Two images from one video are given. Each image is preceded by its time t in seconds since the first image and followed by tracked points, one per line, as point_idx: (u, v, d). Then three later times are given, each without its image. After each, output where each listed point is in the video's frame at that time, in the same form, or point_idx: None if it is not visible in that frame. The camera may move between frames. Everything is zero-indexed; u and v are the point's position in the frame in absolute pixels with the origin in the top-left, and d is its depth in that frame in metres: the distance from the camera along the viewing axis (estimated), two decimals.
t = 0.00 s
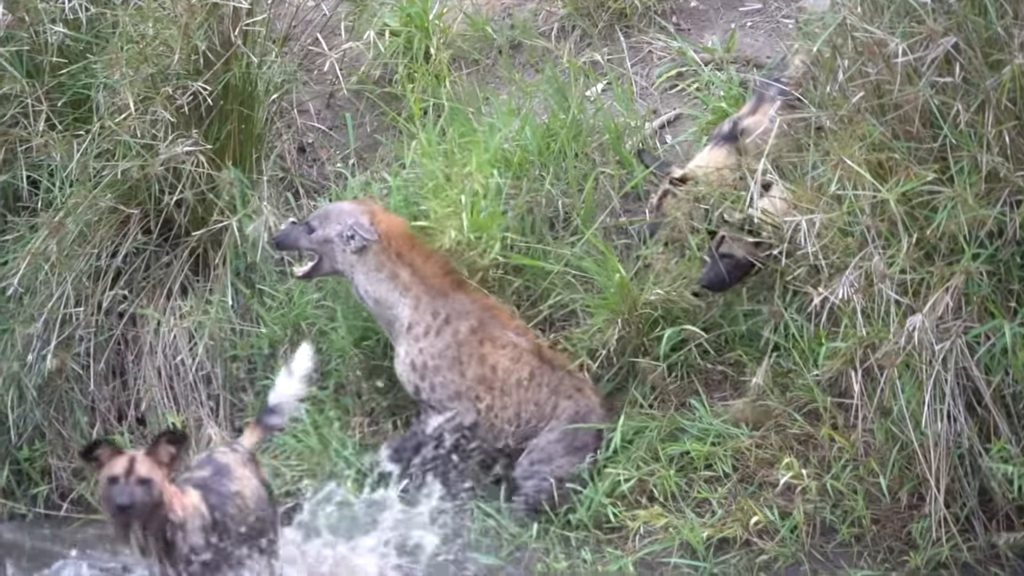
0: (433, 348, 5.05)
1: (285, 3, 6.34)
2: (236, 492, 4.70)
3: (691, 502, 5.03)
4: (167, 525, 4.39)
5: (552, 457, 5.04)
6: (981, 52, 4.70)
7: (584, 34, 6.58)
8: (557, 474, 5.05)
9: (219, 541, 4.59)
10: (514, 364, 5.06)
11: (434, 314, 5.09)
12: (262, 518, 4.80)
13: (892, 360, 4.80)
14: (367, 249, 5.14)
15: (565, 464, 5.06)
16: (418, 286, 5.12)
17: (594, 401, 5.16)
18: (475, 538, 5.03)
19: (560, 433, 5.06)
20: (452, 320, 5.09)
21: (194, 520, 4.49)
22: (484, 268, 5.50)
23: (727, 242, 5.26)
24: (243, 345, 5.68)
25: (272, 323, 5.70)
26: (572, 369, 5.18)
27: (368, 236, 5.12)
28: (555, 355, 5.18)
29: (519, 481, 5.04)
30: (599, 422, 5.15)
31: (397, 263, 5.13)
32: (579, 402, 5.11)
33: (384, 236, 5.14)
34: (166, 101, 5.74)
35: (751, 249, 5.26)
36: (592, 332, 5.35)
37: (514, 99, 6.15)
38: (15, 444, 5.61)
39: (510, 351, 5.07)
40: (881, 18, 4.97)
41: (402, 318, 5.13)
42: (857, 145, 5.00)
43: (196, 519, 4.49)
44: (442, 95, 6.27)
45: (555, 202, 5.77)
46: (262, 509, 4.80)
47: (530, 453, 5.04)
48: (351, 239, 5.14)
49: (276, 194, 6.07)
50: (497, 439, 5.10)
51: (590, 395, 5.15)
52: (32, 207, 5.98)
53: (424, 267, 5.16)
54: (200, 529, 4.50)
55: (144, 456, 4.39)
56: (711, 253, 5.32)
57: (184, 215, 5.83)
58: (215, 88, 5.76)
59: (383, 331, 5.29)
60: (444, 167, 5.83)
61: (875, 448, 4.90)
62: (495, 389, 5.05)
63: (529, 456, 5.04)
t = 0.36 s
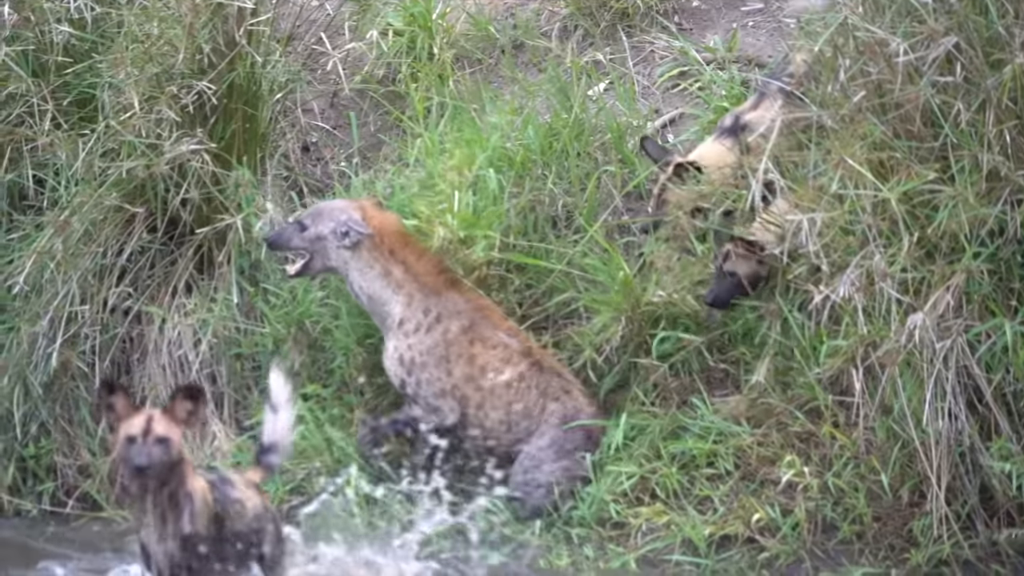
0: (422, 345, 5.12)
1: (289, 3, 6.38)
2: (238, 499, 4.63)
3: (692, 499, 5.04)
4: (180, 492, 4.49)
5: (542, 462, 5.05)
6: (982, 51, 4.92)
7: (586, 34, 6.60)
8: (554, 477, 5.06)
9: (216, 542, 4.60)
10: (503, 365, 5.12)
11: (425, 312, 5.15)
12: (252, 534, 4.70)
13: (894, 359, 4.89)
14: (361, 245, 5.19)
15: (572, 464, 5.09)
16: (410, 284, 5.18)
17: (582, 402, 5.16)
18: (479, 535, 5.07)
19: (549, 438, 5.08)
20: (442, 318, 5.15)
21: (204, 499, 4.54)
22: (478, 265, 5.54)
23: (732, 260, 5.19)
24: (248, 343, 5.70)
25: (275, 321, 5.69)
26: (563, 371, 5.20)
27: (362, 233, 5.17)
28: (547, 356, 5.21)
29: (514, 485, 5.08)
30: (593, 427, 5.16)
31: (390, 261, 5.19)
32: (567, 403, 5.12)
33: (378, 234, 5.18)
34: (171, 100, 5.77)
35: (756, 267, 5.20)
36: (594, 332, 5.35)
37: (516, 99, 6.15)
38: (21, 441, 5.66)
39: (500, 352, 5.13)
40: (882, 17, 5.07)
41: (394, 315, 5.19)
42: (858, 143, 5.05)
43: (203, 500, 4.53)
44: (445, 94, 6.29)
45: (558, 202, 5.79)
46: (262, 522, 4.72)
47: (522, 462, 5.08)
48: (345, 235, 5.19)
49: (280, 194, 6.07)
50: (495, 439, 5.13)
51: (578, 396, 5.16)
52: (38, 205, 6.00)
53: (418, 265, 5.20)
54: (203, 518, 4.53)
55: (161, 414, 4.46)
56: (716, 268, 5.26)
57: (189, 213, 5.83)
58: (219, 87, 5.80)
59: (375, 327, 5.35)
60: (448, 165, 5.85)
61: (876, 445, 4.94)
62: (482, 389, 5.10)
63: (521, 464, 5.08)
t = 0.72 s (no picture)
0: (413, 342, 5.22)
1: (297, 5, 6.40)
2: (243, 519, 4.92)
3: (698, 498, 5.09)
4: (192, 489, 4.79)
5: (541, 467, 5.12)
6: (986, 53, 5.03)
7: (593, 36, 6.64)
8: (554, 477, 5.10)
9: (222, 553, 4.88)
10: (492, 363, 5.19)
11: (416, 309, 5.24)
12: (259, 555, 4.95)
13: (898, 359, 4.93)
14: (353, 244, 5.28)
15: (572, 463, 5.15)
16: (402, 281, 5.26)
17: (573, 400, 5.22)
18: (486, 533, 5.13)
19: (541, 439, 5.15)
20: (433, 315, 5.23)
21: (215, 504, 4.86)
22: (477, 259, 5.63)
23: (736, 283, 5.16)
24: (258, 343, 5.74)
25: (284, 321, 5.71)
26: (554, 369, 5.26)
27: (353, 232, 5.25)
28: (538, 354, 5.26)
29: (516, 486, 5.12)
30: (586, 426, 5.21)
31: (382, 259, 5.26)
32: (555, 402, 5.19)
33: (369, 233, 5.26)
34: (181, 102, 5.85)
35: (761, 291, 5.16)
36: (603, 328, 5.38)
37: (522, 102, 6.12)
38: (34, 440, 5.73)
39: (490, 350, 5.21)
40: (886, 20, 5.13)
41: (386, 312, 5.28)
42: (863, 145, 5.15)
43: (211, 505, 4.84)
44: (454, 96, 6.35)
45: (564, 202, 5.81)
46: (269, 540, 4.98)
47: (521, 467, 5.14)
48: (337, 235, 5.28)
49: (290, 196, 6.03)
50: (493, 437, 5.20)
51: (568, 393, 5.22)
52: (49, 207, 6.05)
53: (409, 264, 5.28)
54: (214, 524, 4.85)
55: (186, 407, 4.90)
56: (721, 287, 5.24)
57: (201, 214, 5.90)
58: (230, 89, 5.88)
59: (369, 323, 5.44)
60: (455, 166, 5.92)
61: (881, 445, 4.96)
62: (471, 385, 5.20)
63: (521, 471, 5.13)
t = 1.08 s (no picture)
0: (408, 336, 5.26)
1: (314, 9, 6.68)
2: (260, 524, 4.65)
3: (711, 495, 5.17)
4: (206, 512, 4.42)
5: (543, 460, 5.15)
6: (995, 55, 4.85)
7: (607, 39, 6.71)
8: (558, 470, 5.15)
9: (238, 565, 4.58)
10: (485, 353, 5.23)
11: (409, 302, 5.28)
12: (279, 558, 4.71)
13: (908, 357, 4.90)
14: (342, 242, 5.30)
15: (574, 454, 5.19)
16: (394, 276, 5.30)
17: (566, 387, 5.25)
18: (499, 529, 5.17)
19: (539, 431, 5.18)
20: (426, 308, 5.28)
21: (229, 522, 4.51)
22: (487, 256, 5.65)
23: (737, 290, 5.30)
24: (275, 342, 5.86)
25: (301, 320, 5.88)
26: (547, 358, 5.29)
27: (342, 230, 5.27)
28: (531, 344, 5.30)
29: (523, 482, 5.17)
30: (580, 416, 5.24)
31: (374, 255, 5.30)
32: (550, 390, 5.21)
33: (358, 230, 5.29)
34: (199, 103, 5.90)
35: (761, 300, 5.30)
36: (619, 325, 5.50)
37: (537, 103, 6.30)
38: (52, 438, 5.78)
39: (482, 340, 5.24)
40: (897, 23, 5.08)
41: (380, 307, 5.32)
42: (873, 146, 5.09)
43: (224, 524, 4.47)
44: (467, 96, 6.42)
45: (576, 201, 5.88)
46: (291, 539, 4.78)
47: (525, 462, 5.17)
48: (326, 234, 5.29)
49: (308, 194, 6.23)
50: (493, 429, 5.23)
51: (562, 381, 5.25)
52: (69, 207, 6.15)
53: (402, 257, 5.32)
54: (226, 546, 4.49)
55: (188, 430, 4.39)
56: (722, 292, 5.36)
57: (217, 214, 5.97)
58: (247, 90, 5.95)
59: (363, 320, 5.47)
60: (469, 166, 5.99)
61: (891, 443, 5.02)
62: (465, 375, 5.23)
63: (525, 466, 5.17)
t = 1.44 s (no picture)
0: (386, 335, 5.29)
1: (323, 6, 6.53)
2: (267, 515, 4.34)
3: (717, 492, 5.18)
4: (198, 517, 4.15)
5: (536, 449, 5.17)
6: (1001, 54, 4.78)
7: (614, 37, 6.75)
8: (549, 459, 5.17)
9: (243, 563, 4.27)
10: (464, 345, 5.26)
11: (386, 302, 5.32)
12: (288, 550, 4.39)
13: (914, 354, 4.92)
14: (317, 245, 5.33)
15: (564, 441, 5.21)
16: (371, 276, 5.33)
17: (550, 374, 5.28)
18: (506, 527, 5.18)
19: (528, 420, 5.21)
20: (404, 305, 5.31)
21: (228, 523, 4.21)
22: (487, 254, 5.65)
23: (725, 272, 5.32)
24: (281, 338, 5.88)
25: (308, 318, 5.88)
26: (528, 347, 5.32)
27: (316, 233, 5.30)
28: (510, 334, 5.34)
29: (515, 471, 5.18)
30: (566, 403, 5.26)
31: (350, 256, 5.33)
32: (534, 379, 5.24)
33: (332, 232, 5.32)
34: (207, 101, 5.91)
35: (748, 286, 5.32)
36: (626, 321, 5.52)
37: (544, 101, 6.35)
38: (60, 435, 5.82)
39: (460, 333, 5.28)
40: (904, 21, 5.04)
41: (359, 308, 5.35)
42: (879, 144, 5.09)
43: (223, 526, 4.18)
44: (474, 94, 6.45)
45: (583, 197, 5.91)
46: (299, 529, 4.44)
47: (517, 452, 5.19)
48: (300, 238, 5.32)
49: (315, 193, 6.26)
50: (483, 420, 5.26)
51: (544, 369, 5.28)
52: (76, 205, 6.17)
53: (377, 258, 5.36)
54: (225, 546, 4.20)
55: (172, 436, 4.12)
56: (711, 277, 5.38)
57: (225, 212, 6.01)
58: (254, 89, 5.96)
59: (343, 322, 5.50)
60: (476, 164, 6.01)
61: (896, 441, 5.03)
62: (445, 369, 5.26)
63: (517, 456, 5.19)
